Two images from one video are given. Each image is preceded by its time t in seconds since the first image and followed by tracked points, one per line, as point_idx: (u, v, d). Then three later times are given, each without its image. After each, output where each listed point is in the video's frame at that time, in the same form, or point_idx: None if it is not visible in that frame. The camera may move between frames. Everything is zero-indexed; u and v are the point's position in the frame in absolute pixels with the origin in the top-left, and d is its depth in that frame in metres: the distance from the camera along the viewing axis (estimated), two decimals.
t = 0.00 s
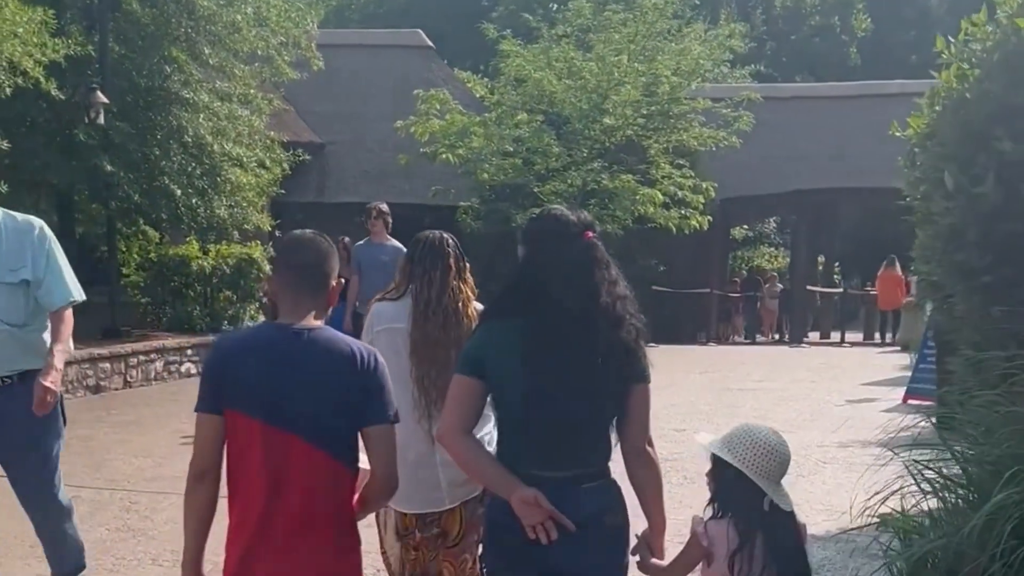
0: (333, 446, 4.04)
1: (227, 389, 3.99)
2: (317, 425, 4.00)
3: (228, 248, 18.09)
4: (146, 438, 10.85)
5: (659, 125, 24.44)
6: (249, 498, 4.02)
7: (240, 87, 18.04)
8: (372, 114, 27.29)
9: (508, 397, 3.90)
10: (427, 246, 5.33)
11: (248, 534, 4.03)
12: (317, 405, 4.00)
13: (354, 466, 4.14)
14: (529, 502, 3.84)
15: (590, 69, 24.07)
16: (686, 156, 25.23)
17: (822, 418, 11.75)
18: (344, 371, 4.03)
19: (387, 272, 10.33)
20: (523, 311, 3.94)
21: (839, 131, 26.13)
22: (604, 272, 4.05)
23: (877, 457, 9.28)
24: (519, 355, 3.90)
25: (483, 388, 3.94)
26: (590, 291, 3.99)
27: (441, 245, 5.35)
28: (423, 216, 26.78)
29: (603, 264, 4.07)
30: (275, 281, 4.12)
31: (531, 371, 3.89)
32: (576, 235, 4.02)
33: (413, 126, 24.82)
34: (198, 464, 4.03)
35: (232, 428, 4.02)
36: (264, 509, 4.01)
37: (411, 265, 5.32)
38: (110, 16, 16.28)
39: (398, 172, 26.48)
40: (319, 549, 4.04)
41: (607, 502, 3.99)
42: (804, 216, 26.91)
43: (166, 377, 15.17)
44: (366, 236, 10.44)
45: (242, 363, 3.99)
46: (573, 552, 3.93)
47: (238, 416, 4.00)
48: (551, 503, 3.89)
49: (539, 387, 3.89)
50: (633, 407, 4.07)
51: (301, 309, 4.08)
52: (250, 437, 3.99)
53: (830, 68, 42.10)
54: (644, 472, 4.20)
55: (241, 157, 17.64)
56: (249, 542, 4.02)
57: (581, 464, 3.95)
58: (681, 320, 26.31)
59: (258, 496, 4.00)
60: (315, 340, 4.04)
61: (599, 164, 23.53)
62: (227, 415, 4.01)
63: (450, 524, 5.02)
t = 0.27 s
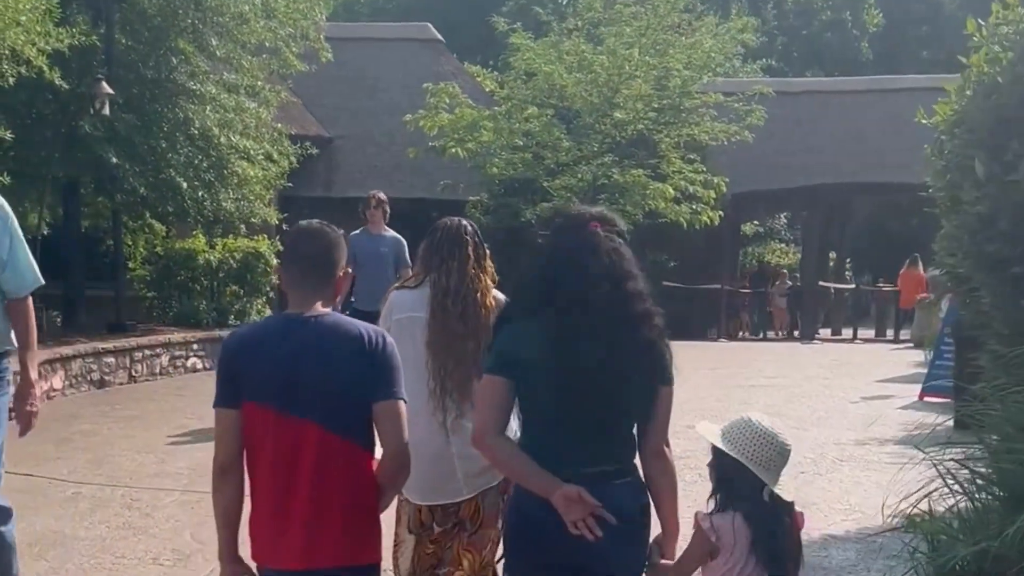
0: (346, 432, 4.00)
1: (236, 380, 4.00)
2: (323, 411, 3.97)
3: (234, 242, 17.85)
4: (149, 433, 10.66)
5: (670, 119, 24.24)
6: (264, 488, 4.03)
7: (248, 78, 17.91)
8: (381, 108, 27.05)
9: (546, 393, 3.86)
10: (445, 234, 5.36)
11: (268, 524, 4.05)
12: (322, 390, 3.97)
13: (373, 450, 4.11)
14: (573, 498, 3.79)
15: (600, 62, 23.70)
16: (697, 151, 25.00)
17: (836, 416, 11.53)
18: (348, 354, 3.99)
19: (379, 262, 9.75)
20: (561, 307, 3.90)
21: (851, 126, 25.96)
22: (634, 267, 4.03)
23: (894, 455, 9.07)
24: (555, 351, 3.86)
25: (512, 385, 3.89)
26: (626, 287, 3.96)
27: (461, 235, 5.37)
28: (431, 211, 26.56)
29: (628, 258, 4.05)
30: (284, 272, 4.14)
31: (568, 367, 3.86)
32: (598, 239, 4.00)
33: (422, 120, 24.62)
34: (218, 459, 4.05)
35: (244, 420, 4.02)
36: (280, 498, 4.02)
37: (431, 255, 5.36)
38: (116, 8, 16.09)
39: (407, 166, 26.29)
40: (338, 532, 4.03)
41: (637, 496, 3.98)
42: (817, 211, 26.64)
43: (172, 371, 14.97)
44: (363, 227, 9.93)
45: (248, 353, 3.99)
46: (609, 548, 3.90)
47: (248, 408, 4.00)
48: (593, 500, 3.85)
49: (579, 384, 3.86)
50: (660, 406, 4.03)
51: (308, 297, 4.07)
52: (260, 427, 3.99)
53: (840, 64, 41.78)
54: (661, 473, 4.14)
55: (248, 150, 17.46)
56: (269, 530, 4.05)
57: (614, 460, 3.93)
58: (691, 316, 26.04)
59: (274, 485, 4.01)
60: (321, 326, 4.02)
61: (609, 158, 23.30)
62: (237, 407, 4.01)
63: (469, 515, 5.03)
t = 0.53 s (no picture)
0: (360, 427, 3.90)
1: (254, 373, 3.96)
2: (336, 405, 3.88)
3: (237, 242, 17.71)
4: (152, 437, 10.53)
5: (678, 120, 24.18)
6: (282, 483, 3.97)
7: (253, 77, 17.81)
8: (387, 109, 26.92)
9: (572, 381, 3.79)
10: (451, 236, 5.21)
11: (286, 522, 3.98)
12: (336, 383, 3.89)
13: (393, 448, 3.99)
14: (594, 490, 3.75)
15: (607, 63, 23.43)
16: (705, 151, 24.84)
17: (847, 420, 11.35)
18: (363, 347, 3.90)
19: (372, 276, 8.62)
20: (594, 296, 3.84)
21: (862, 127, 25.73)
22: (661, 256, 3.98)
23: (908, 461, 8.90)
24: (583, 339, 3.80)
25: (543, 374, 3.82)
26: (657, 275, 3.91)
27: (468, 236, 5.22)
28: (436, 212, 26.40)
29: (654, 245, 4.00)
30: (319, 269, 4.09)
31: (596, 356, 3.80)
32: (625, 229, 3.95)
33: (428, 120, 24.49)
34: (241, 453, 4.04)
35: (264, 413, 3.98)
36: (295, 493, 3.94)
37: (439, 257, 5.21)
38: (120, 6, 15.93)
39: (413, 167, 26.18)
40: (352, 532, 3.92)
41: (659, 484, 3.93)
42: (825, 213, 26.50)
43: (175, 373, 14.84)
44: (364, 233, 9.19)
45: (265, 346, 3.95)
46: (630, 539, 3.86)
47: (266, 401, 3.96)
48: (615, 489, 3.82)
49: (605, 372, 3.80)
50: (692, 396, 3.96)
51: (333, 293, 4.02)
52: (276, 420, 3.94)
53: (849, 64, 41.52)
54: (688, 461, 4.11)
55: (252, 150, 17.32)
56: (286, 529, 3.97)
57: (639, 450, 3.89)
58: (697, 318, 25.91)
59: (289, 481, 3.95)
60: (341, 320, 3.95)
61: (616, 159, 23.08)
62: (256, 401, 3.97)
63: (491, 514, 4.98)
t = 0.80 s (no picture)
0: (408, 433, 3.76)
1: (304, 369, 3.81)
2: (387, 409, 3.74)
3: (237, 241, 17.59)
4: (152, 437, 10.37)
5: (680, 119, 24.07)
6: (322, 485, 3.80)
7: (252, 74, 17.70)
8: (387, 108, 26.75)
9: (583, 381, 3.74)
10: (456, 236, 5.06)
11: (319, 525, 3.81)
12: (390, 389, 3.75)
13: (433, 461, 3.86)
14: (607, 489, 3.68)
15: (609, 61, 23.32)
16: (707, 151, 24.69)
17: (854, 422, 11.19)
18: (420, 354, 3.78)
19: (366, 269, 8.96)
20: (604, 297, 3.80)
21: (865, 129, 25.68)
22: (677, 255, 3.90)
23: (919, 464, 8.75)
24: (593, 338, 3.73)
25: (557, 373, 3.78)
26: (672, 273, 3.83)
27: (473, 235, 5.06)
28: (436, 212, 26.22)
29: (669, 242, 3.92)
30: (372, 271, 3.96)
31: (608, 353, 3.71)
32: (640, 227, 3.89)
33: (429, 119, 24.31)
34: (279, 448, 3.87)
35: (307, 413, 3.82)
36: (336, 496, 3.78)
37: (446, 257, 5.08)
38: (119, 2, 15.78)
39: (413, 166, 26.01)
40: (393, 542, 3.76)
41: (677, 485, 3.81)
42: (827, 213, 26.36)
43: (174, 373, 14.68)
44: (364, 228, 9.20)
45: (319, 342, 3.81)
46: (647, 540, 3.75)
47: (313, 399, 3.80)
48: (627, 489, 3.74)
49: (619, 371, 3.72)
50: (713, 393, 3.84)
51: (390, 294, 3.87)
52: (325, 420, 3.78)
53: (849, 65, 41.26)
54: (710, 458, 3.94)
55: (252, 148, 17.18)
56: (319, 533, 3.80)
57: (656, 451, 3.78)
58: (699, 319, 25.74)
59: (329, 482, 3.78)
60: (399, 324, 3.82)
61: (619, 158, 23.02)
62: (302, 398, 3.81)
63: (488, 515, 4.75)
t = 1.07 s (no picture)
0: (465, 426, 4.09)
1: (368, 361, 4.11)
2: (446, 403, 4.06)
3: (233, 248, 17.50)
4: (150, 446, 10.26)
5: (677, 125, 23.94)
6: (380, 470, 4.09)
7: (248, 80, 17.58)
8: (383, 113, 26.59)
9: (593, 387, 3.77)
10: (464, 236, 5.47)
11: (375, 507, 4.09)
12: (449, 382, 4.07)
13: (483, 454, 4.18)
14: (614, 495, 3.68)
15: (606, 67, 23.22)
16: (703, 157, 24.57)
17: (859, 430, 11.06)
18: (477, 349, 4.11)
19: (358, 279, 9.27)
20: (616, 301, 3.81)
21: (864, 132, 25.48)
22: (693, 264, 3.89)
23: (927, 475, 8.64)
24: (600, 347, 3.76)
25: (572, 379, 3.81)
26: (684, 280, 3.83)
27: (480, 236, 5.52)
28: (432, 218, 26.08)
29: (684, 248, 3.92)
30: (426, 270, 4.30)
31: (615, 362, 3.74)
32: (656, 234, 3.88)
33: (424, 124, 24.16)
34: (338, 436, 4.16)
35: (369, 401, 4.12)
36: (396, 481, 4.07)
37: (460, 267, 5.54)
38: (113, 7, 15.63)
39: (409, 171, 25.87)
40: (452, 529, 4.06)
41: (690, 495, 3.77)
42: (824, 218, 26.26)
43: (168, 382, 14.51)
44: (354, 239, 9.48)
45: (383, 336, 4.12)
46: (659, 547, 3.72)
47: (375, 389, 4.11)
48: (635, 494, 3.72)
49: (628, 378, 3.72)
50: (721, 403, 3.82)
51: (447, 293, 4.22)
52: (386, 409, 4.09)
53: (845, 70, 41.19)
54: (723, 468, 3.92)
55: (248, 154, 17.04)
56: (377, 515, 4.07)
57: (668, 459, 3.75)
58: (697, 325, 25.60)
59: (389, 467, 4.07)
60: (452, 323, 4.15)
61: (614, 164, 22.97)
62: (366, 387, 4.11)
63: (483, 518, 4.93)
